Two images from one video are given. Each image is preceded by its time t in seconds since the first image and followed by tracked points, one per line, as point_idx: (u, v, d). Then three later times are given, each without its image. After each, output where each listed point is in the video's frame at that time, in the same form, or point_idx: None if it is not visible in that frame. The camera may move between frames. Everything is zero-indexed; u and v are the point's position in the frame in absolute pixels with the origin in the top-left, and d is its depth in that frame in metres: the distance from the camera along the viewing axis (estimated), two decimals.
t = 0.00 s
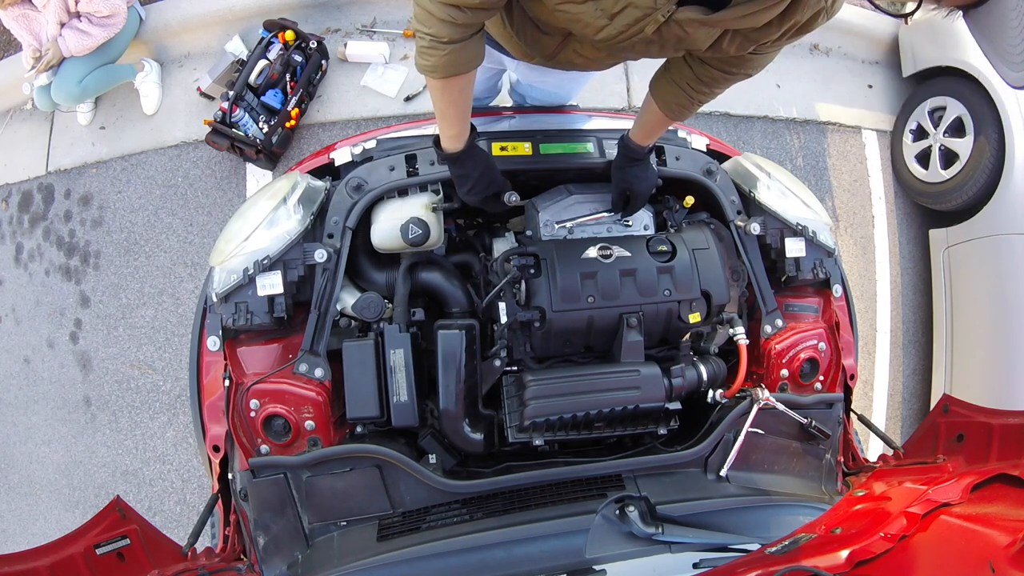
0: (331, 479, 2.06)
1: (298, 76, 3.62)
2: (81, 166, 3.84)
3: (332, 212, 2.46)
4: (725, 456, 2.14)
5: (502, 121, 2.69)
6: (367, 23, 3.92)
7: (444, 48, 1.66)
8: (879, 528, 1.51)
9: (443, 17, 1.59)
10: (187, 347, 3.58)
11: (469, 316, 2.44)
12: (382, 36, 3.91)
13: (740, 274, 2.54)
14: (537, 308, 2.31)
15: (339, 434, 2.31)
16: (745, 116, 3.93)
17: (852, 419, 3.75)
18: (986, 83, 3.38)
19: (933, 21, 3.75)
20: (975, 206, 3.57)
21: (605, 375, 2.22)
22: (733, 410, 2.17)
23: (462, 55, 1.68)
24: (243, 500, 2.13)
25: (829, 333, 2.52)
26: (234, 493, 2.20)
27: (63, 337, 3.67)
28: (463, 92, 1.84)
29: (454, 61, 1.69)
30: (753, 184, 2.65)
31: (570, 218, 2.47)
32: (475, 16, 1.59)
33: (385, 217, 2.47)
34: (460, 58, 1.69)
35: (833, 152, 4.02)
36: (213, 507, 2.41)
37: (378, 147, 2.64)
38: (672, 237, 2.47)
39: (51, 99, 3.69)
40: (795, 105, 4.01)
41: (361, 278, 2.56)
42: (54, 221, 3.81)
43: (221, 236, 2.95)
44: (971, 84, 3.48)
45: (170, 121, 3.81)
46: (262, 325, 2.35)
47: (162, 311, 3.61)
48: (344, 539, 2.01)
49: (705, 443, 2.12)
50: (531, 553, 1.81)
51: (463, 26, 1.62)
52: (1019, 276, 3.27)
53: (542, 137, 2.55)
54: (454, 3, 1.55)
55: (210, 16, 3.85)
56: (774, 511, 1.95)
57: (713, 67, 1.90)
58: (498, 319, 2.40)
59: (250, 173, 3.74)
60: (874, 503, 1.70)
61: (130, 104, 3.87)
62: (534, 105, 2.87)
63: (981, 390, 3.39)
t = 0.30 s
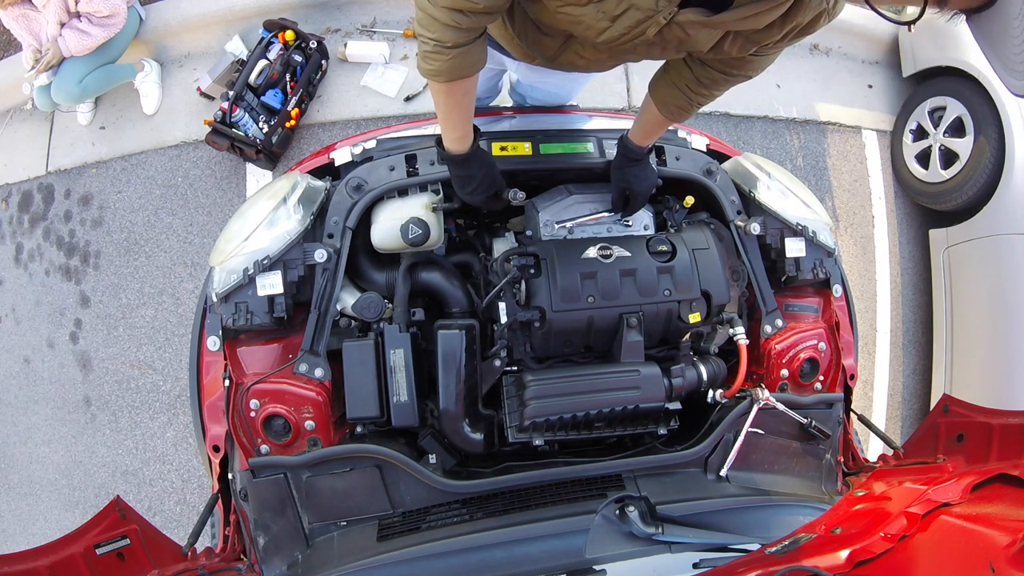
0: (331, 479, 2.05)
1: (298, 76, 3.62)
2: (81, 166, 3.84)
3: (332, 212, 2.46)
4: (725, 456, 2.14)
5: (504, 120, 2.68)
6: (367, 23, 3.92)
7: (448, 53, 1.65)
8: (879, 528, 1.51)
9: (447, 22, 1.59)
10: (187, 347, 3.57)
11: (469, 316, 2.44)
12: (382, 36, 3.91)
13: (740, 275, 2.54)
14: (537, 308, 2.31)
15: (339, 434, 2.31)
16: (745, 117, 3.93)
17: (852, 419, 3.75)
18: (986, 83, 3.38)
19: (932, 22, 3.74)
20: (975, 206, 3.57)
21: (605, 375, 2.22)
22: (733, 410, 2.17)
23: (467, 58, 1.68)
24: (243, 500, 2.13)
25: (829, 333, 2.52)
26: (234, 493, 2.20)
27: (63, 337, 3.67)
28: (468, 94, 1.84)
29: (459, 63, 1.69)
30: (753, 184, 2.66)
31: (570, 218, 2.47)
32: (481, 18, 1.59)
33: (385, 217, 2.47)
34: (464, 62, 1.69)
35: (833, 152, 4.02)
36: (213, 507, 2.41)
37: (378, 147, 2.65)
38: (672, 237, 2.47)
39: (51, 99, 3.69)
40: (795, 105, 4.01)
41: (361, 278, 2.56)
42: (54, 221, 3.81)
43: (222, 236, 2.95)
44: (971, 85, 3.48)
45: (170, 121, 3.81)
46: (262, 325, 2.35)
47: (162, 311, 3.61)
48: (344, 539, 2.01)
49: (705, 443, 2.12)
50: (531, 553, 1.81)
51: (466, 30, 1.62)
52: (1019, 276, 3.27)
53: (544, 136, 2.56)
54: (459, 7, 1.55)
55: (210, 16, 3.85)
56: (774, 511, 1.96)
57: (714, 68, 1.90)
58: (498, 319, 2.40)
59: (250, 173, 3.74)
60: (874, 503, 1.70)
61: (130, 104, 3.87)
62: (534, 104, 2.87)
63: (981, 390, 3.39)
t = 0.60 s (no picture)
0: (331, 479, 2.05)
1: (299, 76, 3.62)
2: (81, 166, 3.84)
3: (332, 212, 2.46)
4: (725, 456, 2.14)
5: (506, 120, 2.69)
6: (367, 23, 3.92)
7: (449, 60, 1.66)
8: (879, 528, 1.51)
9: (448, 30, 1.59)
10: (187, 347, 3.57)
11: (469, 316, 2.44)
12: (382, 36, 3.91)
13: (740, 274, 2.54)
14: (537, 308, 2.31)
15: (339, 434, 2.31)
16: (745, 117, 3.94)
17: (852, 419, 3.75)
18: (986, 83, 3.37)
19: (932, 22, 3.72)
20: (975, 206, 3.58)
21: (605, 375, 2.22)
22: (733, 410, 2.17)
23: (467, 64, 1.68)
24: (243, 500, 2.13)
25: (829, 333, 2.52)
26: (234, 493, 2.20)
27: (63, 337, 3.67)
28: (467, 100, 1.85)
29: (460, 70, 1.69)
30: (753, 184, 2.65)
31: (571, 218, 2.47)
32: (482, 24, 1.59)
33: (385, 217, 2.47)
34: (465, 68, 1.69)
35: (833, 152, 4.01)
36: (213, 507, 2.41)
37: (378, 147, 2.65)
38: (672, 237, 2.47)
39: (51, 99, 3.69)
40: (795, 105, 4.00)
41: (361, 278, 2.56)
42: (54, 221, 3.81)
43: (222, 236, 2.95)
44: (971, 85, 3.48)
45: (170, 121, 3.81)
46: (262, 325, 2.35)
47: (162, 311, 3.61)
48: (344, 539, 2.01)
49: (705, 443, 2.12)
50: (531, 553, 1.81)
51: (466, 37, 1.62)
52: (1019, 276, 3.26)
53: (543, 137, 2.55)
54: (462, 15, 1.55)
55: (210, 16, 3.85)
56: (774, 510, 1.95)
57: (712, 66, 1.88)
58: (498, 319, 2.40)
59: (250, 173, 3.74)
60: (874, 503, 1.70)
61: (130, 104, 3.87)
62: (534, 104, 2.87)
63: (981, 389, 3.39)
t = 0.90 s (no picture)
0: (331, 479, 2.05)
1: (298, 76, 3.62)
2: (81, 166, 3.84)
3: (332, 212, 2.46)
4: (725, 456, 2.14)
5: (497, 121, 2.69)
6: (367, 23, 3.92)
7: (439, 72, 1.68)
8: (880, 528, 1.51)
9: (433, 45, 1.60)
10: (187, 347, 3.57)
11: (469, 316, 2.44)
12: (382, 36, 3.91)
13: (740, 274, 2.54)
14: (537, 308, 2.31)
15: (339, 434, 2.31)
16: (745, 117, 3.94)
17: (852, 419, 3.75)
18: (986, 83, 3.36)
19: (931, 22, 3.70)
20: (975, 206, 3.58)
21: (605, 375, 2.22)
22: (733, 410, 2.17)
23: (456, 75, 1.70)
24: (243, 500, 2.13)
25: (829, 333, 2.52)
26: (234, 493, 2.20)
27: (63, 337, 3.68)
28: (460, 103, 1.87)
29: (448, 81, 1.71)
30: (753, 184, 2.65)
31: (571, 218, 2.47)
32: (467, 37, 1.60)
33: (385, 217, 2.47)
34: (453, 79, 1.71)
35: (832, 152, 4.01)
36: (213, 507, 2.41)
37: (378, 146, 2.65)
38: (672, 237, 2.47)
39: (51, 99, 3.70)
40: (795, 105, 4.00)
41: (361, 278, 2.56)
42: (54, 221, 3.81)
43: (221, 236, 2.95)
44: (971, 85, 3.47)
45: (170, 121, 3.81)
46: (262, 325, 2.35)
47: (162, 311, 3.61)
48: (344, 539, 2.01)
49: (705, 443, 2.12)
50: (531, 553, 1.81)
51: (452, 51, 1.63)
52: (1019, 275, 3.26)
53: (542, 137, 2.55)
54: (447, 32, 1.56)
55: (210, 16, 3.85)
56: (774, 510, 1.96)
57: (700, 66, 1.85)
58: (498, 319, 2.40)
59: (250, 173, 3.74)
60: (874, 503, 1.69)
61: (130, 104, 3.87)
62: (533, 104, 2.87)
63: (981, 389, 3.39)
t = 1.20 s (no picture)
0: (331, 479, 2.05)
1: (298, 76, 3.62)
2: (81, 166, 3.84)
3: (332, 212, 2.46)
4: (725, 456, 2.14)
5: (483, 121, 2.64)
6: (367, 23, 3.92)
7: (416, 92, 1.78)
8: (880, 528, 1.51)
9: (407, 68, 1.71)
10: (187, 347, 3.57)
11: (469, 316, 2.44)
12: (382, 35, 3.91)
13: (740, 274, 2.55)
14: (537, 308, 2.31)
15: (339, 434, 2.31)
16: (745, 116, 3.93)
17: (852, 419, 3.75)
18: (987, 83, 3.36)
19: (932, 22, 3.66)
20: (975, 206, 3.57)
21: (605, 375, 2.21)
22: (733, 410, 2.17)
23: (433, 89, 1.80)
24: (243, 500, 2.13)
25: (829, 333, 2.52)
26: (234, 493, 2.20)
27: (63, 337, 3.68)
28: (445, 116, 1.96)
29: (426, 96, 1.81)
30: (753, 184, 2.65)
31: (571, 219, 2.47)
32: (437, 54, 1.70)
33: (385, 217, 2.47)
34: (430, 94, 1.81)
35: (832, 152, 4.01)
36: (213, 507, 2.41)
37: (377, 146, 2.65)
38: (672, 237, 2.47)
39: (51, 99, 3.70)
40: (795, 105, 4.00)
41: (361, 278, 2.56)
42: (54, 221, 3.81)
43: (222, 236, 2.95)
44: (971, 85, 3.46)
45: (170, 121, 3.81)
46: (262, 325, 2.35)
47: (162, 311, 3.61)
48: (344, 539, 2.01)
49: (705, 443, 2.12)
50: (531, 553, 1.81)
51: (425, 71, 1.73)
52: (1019, 275, 3.26)
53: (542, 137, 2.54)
54: (416, 54, 1.66)
55: (210, 16, 3.85)
56: (775, 510, 1.95)
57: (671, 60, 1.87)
58: (498, 319, 2.40)
59: (250, 173, 3.73)
60: (874, 503, 1.69)
61: (130, 104, 3.87)
62: (533, 104, 2.87)
63: (981, 389, 3.39)
